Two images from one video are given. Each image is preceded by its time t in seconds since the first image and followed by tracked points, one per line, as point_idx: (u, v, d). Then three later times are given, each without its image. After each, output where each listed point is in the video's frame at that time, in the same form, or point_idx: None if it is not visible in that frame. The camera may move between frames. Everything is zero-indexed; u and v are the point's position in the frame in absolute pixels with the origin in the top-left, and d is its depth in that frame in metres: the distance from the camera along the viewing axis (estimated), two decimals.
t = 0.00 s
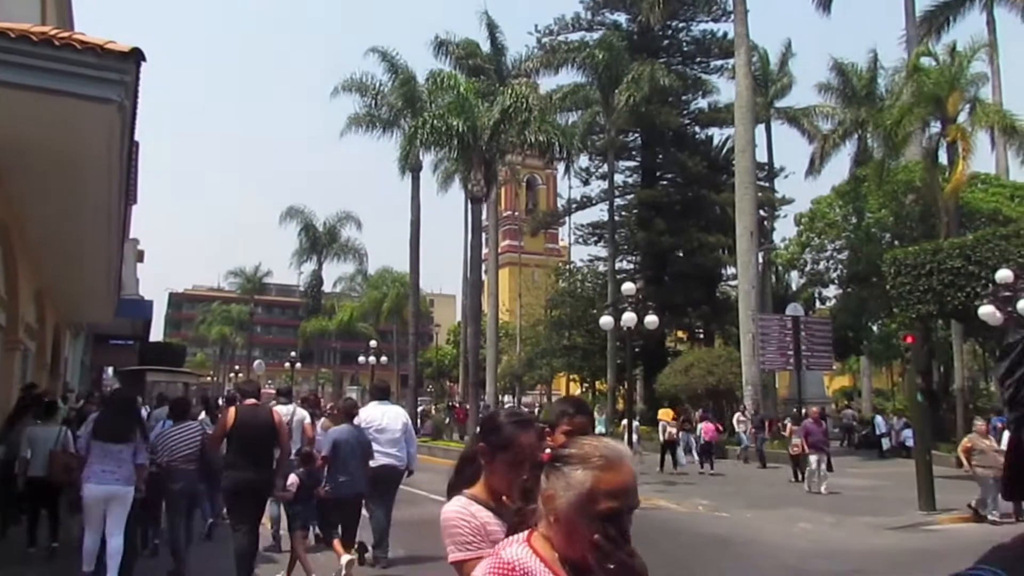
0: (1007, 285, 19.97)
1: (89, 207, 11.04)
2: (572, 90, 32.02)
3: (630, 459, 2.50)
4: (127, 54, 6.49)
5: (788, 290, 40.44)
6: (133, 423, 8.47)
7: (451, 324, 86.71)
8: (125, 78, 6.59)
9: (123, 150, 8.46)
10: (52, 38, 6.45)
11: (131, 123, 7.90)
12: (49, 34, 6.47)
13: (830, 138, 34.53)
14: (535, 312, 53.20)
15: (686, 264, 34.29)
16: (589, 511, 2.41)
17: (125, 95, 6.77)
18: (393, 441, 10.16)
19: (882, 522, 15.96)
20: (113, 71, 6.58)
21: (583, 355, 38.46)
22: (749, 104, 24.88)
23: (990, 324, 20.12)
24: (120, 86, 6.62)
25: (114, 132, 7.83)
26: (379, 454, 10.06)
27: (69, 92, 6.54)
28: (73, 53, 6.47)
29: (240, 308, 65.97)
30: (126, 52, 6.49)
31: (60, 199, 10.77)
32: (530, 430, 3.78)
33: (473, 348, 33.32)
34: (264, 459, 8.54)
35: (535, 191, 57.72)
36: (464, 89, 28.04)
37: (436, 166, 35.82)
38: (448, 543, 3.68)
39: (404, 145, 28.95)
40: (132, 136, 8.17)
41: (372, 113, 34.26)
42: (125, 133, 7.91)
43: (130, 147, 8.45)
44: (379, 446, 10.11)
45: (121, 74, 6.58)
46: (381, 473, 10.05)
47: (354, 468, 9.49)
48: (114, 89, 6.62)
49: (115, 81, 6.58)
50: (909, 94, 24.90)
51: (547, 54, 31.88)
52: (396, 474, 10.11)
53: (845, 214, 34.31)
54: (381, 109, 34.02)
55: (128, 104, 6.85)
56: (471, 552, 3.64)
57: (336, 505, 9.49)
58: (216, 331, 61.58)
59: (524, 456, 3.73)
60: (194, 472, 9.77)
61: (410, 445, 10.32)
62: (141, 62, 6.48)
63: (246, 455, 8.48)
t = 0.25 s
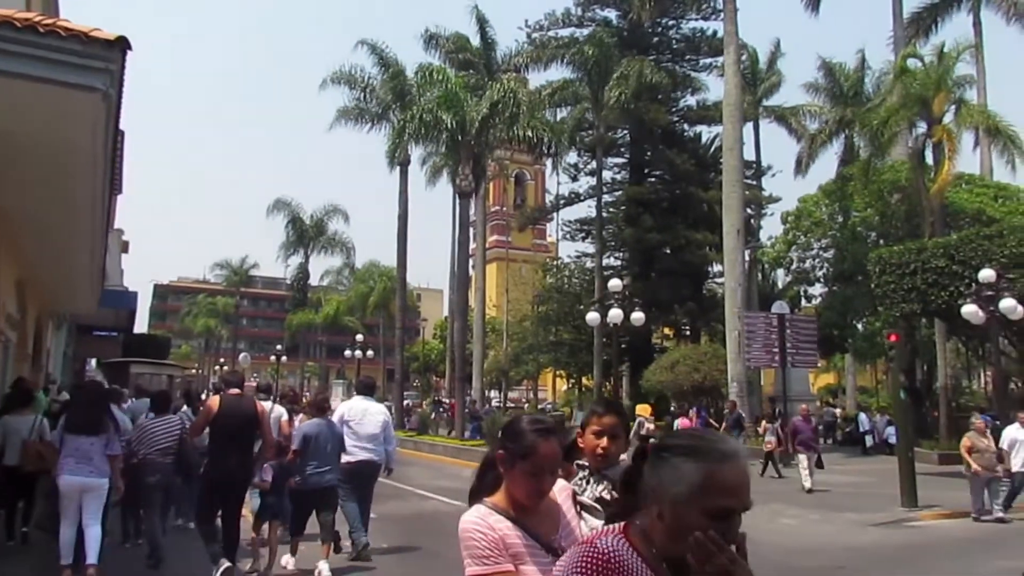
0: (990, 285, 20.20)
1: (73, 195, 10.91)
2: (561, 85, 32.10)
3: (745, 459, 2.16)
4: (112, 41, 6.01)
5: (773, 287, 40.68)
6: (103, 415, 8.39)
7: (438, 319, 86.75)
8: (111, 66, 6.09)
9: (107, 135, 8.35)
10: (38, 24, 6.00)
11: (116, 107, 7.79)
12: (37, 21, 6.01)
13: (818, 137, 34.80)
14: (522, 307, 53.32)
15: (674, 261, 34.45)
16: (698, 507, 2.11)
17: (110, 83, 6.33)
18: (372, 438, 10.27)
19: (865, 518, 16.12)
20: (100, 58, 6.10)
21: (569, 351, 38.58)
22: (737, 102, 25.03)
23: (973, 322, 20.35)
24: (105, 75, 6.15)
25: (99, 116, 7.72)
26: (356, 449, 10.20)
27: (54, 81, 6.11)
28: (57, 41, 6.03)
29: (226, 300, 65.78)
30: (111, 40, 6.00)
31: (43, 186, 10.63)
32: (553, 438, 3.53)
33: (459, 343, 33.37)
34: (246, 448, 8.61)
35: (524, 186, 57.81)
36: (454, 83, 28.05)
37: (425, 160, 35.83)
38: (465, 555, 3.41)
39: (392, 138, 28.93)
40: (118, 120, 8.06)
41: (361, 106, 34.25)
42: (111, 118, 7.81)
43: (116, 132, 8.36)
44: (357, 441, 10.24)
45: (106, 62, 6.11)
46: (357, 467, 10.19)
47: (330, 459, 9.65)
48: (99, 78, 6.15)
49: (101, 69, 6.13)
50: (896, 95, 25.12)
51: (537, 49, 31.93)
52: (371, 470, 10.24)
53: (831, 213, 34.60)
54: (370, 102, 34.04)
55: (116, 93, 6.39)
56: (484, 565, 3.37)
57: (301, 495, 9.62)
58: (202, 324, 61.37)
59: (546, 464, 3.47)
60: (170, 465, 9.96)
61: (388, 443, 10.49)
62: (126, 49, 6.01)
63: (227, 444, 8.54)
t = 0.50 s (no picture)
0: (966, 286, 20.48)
1: (50, 188, 10.78)
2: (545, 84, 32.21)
3: (801, 479, 2.16)
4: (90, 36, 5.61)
5: (754, 288, 40.96)
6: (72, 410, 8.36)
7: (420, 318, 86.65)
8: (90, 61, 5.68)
9: (84, 125, 8.25)
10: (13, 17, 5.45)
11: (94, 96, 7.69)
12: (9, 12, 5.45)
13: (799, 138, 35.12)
14: (504, 306, 53.39)
15: (655, 261, 34.63)
16: (749, 536, 2.08)
17: (87, 76, 5.90)
18: (346, 432, 10.48)
19: (843, 517, 16.29)
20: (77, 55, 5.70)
21: (550, 350, 38.65)
22: (720, 103, 25.21)
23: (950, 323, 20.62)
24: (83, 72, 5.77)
25: (76, 106, 7.62)
26: (330, 445, 10.40)
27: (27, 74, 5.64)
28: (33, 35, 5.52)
29: (206, 297, 65.40)
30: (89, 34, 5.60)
31: (19, 180, 10.49)
32: (563, 441, 3.61)
33: (441, 341, 33.36)
34: (220, 445, 8.67)
35: (507, 185, 57.87)
36: (437, 81, 28.06)
37: (408, 158, 35.79)
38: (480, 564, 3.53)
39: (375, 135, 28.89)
40: (96, 110, 7.96)
41: (344, 103, 34.17)
42: (88, 107, 7.71)
43: (93, 121, 8.26)
44: (330, 437, 10.43)
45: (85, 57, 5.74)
46: (332, 463, 10.42)
47: (293, 457, 9.69)
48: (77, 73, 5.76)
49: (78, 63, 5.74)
50: (877, 98, 25.39)
51: (521, 48, 31.98)
52: (347, 464, 10.48)
53: (812, 214, 34.90)
54: (353, 99, 33.97)
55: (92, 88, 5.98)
56: (499, 571, 3.48)
57: (265, 493, 9.59)
58: (182, 321, 60.96)
59: (556, 468, 3.56)
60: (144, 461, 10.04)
61: (363, 438, 10.69)
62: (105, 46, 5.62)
63: (201, 441, 8.58)
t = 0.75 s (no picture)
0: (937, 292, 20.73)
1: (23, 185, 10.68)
2: (523, 85, 32.32)
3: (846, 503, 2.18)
4: (63, 29, 6.29)
5: (729, 291, 41.24)
6: (38, 409, 8.30)
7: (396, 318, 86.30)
8: (59, 52, 6.42)
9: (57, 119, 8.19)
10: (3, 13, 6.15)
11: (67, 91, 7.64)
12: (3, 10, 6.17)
13: (775, 143, 35.44)
14: (480, 307, 53.29)
15: (631, 263, 34.76)
16: (798, 573, 2.11)
17: (60, 71, 6.61)
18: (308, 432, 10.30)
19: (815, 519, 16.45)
20: (49, 46, 6.39)
21: (526, 352, 38.69)
22: (697, 107, 25.35)
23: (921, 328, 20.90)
24: (53, 61, 6.46)
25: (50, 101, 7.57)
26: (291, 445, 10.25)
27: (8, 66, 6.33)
28: (10, 26, 6.17)
29: (179, 295, 64.71)
30: (60, 27, 6.29)
31: None
32: (593, 437, 3.58)
33: (417, 341, 33.24)
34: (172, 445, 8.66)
35: (484, 186, 57.83)
36: (416, 81, 28.00)
37: (386, 157, 35.69)
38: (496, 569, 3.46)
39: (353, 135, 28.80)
40: (69, 105, 7.90)
41: (321, 101, 34.03)
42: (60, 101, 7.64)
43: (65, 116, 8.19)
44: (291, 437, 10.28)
45: (56, 49, 6.42)
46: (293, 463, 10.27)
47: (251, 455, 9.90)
48: (47, 63, 6.44)
49: (50, 55, 6.42)
50: (852, 104, 25.68)
51: (499, 49, 32.06)
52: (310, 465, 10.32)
53: (786, 218, 35.24)
54: (331, 98, 33.82)
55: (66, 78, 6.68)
56: (515, 575, 3.41)
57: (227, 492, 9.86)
58: (154, 319, 60.33)
59: (586, 467, 3.52)
60: (106, 460, 9.95)
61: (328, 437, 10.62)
62: (78, 38, 6.31)
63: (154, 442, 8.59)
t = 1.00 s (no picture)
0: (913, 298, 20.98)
1: None
2: (506, 89, 32.45)
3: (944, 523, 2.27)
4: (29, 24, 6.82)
5: (709, 296, 41.45)
6: (16, 408, 8.32)
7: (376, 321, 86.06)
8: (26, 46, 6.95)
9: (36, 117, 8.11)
10: None
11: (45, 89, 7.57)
12: None
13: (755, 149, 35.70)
14: (461, 310, 53.26)
15: (613, 268, 34.89)
16: None
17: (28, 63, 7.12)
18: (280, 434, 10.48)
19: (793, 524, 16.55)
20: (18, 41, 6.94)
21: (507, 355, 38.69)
22: (678, 113, 25.51)
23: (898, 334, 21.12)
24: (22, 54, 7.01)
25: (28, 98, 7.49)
26: (261, 445, 10.42)
27: None
28: None
29: (157, 295, 64.21)
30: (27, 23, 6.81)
31: None
32: (629, 451, 3.14)
33: (397, 343, 33.14)
34: (138, 447, 8.62)
35: (466, 189, 57.84)
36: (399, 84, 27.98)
37: (368, 159, 35.67)
38: None
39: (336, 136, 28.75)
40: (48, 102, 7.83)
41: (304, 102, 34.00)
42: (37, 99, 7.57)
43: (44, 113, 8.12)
44: (261, 437, 10.46)
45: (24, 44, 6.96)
46: (264, 463, 10.40)
47: (225, 456, 10.04)
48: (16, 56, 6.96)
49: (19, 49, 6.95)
50: (831, 112, 25.95)
51: (483, 52, 32.15)
52: (281, 466, 10.46)
53: (766, 225, 35.50)
54: (313, 99, 33.75)
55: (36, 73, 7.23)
56: None
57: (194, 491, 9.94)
58: (131, 319, 59.83)
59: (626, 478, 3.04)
60: (75, 458, 9.83)
61: (296, 438, 10.68)
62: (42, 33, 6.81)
63: (121, 443, 8.57)
